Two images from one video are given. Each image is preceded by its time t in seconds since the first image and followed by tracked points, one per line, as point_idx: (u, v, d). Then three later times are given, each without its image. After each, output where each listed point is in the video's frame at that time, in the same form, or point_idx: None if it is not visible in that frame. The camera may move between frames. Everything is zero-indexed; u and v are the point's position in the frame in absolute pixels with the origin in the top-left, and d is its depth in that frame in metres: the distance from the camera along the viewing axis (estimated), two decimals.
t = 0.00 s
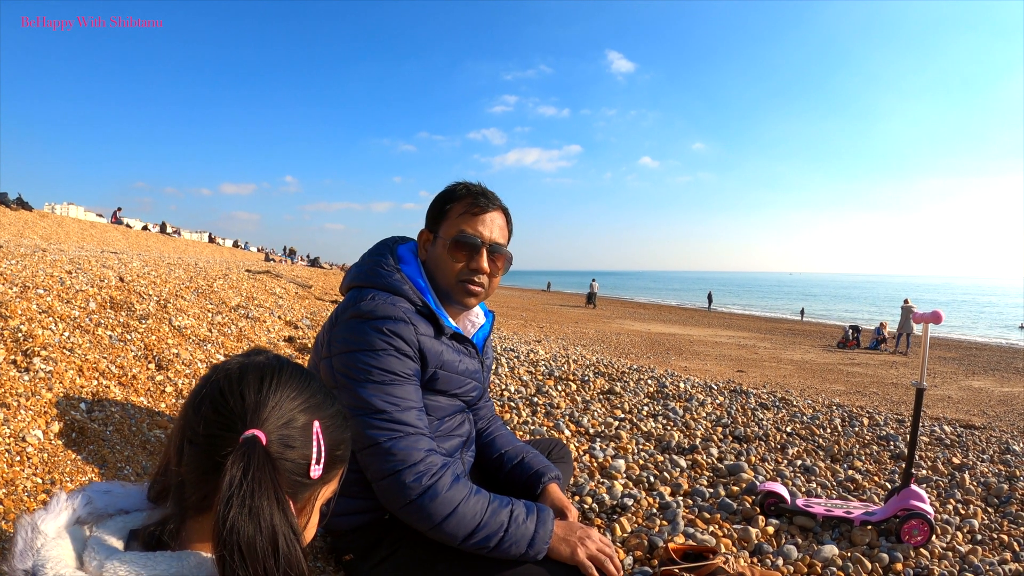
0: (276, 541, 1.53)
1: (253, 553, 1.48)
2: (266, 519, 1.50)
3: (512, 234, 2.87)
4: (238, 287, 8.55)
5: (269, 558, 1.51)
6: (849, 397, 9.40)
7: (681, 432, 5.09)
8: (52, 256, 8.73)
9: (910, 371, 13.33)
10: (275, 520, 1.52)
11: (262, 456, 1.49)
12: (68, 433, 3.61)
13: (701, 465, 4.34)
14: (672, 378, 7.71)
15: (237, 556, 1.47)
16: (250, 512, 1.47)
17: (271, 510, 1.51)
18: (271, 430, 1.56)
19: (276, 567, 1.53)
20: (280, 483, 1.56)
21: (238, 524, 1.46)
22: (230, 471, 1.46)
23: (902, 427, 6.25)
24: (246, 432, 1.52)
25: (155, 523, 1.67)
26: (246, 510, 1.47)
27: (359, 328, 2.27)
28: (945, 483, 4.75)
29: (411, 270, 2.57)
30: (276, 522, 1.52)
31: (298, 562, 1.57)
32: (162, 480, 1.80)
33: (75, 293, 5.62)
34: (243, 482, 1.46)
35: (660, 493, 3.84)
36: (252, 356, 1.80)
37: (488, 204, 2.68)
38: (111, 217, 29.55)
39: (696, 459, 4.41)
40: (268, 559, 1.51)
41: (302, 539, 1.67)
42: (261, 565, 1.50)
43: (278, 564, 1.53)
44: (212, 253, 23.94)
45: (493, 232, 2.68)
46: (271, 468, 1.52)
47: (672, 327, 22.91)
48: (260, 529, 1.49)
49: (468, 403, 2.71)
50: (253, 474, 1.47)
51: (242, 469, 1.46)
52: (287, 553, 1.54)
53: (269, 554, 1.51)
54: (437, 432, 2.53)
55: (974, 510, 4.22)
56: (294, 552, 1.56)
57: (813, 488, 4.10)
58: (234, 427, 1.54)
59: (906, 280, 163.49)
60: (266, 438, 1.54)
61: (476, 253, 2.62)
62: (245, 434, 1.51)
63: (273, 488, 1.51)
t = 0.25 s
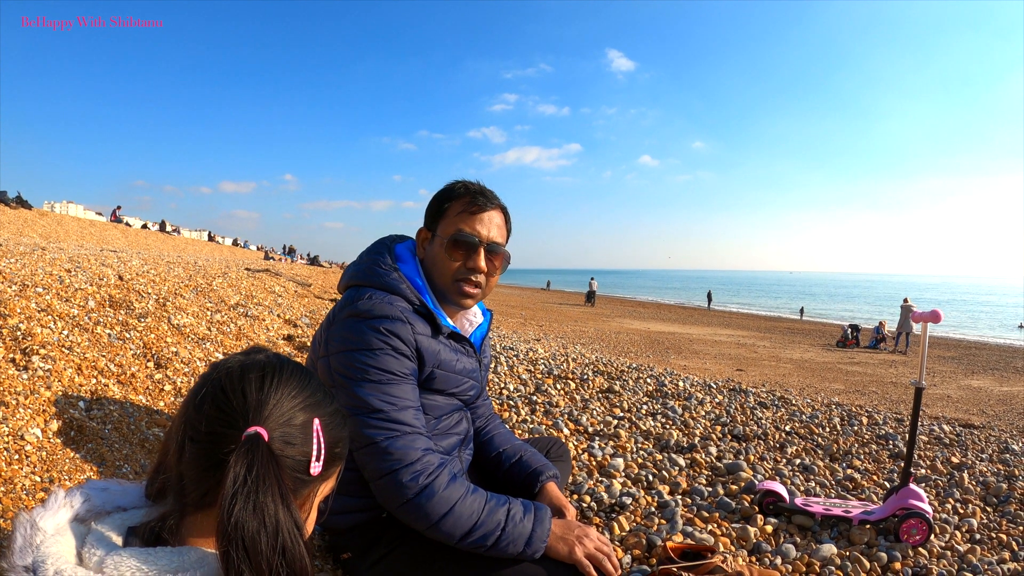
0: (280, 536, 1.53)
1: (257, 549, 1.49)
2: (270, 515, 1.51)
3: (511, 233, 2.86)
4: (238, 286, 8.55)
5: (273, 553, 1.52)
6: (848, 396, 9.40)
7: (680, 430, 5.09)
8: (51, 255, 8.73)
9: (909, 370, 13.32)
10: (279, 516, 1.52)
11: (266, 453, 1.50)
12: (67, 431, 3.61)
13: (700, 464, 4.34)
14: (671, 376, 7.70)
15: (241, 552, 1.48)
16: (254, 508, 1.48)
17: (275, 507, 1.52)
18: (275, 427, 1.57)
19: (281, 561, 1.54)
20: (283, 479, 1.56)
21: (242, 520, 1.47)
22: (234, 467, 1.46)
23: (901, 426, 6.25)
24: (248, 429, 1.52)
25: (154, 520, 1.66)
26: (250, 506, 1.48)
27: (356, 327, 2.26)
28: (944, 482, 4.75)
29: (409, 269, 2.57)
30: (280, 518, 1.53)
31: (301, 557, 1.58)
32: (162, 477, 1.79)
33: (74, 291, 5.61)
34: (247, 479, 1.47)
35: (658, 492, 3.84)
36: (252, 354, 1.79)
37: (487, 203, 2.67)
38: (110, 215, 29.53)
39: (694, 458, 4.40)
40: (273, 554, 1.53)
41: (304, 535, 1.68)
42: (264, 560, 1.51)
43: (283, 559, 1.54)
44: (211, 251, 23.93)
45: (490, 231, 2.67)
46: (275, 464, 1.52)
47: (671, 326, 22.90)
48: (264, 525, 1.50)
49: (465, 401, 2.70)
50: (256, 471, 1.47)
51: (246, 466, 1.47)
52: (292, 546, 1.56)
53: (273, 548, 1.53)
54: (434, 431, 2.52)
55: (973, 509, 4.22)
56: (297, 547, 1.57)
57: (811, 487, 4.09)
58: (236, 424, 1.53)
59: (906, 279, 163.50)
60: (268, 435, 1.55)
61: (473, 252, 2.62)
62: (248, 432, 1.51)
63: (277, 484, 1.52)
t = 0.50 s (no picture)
0: (285, 533, 1.53)
1: (262, 546, 1.49)
2: (275, 512, 1.51)
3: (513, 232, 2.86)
4: (237, 284, 8.54)
5: (278, 550, 1.52)
6: (848, 395, 9.39)
7: (680, 429, 5.08)
8: (50, 253, 8.71)
9: (909, 369, 13.32)
10: (284, 513, 1.52)
11: (270, 449, 1.49)
12: (66, 429, 3.60)
13: (700, 463, 4.33)
14: (671, 375, 7.70)
15: (246, 550, 1.47)
16: (259, 505, 1.48)
17: (280, 504, 1.51)
18: (280, 424, 1.57)
19: (286, 558, 1.54)
20: (288, 477, 1.56)
21: (247, 517, 1.47)
22: (238, 464, 1.45)
23: (901, 425, 6.24)
24: (251, 425, 1.51)
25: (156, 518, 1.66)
26: (255, 503, 1.48)
27: (357, 324, 2.26)
28: (944, 481, 4.74)
29: (410, 267, 2.56)
30: (285, 515, 1.53)
31: (306, 554, 1.58)
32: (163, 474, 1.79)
33: (73, 289, 5.61)
34: (251, 476, 1.46)
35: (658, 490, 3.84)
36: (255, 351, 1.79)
37: (489, 201, 2.67)
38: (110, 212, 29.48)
39: (694, 457, 4.40)
40: (279, 551, 1.52)
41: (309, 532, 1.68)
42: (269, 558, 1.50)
43: (289, 556, 1.54)
44: (211, 250, 23.91)
45: (493, 230, 2.67)
46: (280, 461, 1.52)
47: (671, 324, 22.89)
48: (269, 522, 1.50)
49: (465, 399, 2.70)
50: (261, 468, 1.47)
51: (250, 463, 1.46)
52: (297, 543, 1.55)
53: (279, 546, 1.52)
54: (434, 429, 2.52)
55: (973, 509, 4.21)
56: (303, 545, 1.57)
57: (812, 486, 4.09)
58: (239, 421, 1.53)
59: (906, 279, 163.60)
60: (272, 431, 1.54)
61: (476, 251, 2.62)
62: (252, 428, 1.50)
63: (282, 481, 1.51)
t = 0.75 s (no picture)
0: (288, 532, 1.53)
1: (265, 545, 1.49)
2: (277, 511, 1.51)
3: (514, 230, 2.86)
4: (237, 282, 8.54)
5: (281, 550, 1.52)
6: (848, 394, 9.39)
7: (680, 428, 5.08)
8: (50, 251, 8.71)
9: (909, 369, 13.32)
10: (286, 512, 1.52)
11: (272, 448, 1.49)
12: (66, 427, 3.60)
13: (700, 461, 4.33)
14: (671, 374, 7.70)
15: (248, 549, 1.47)
16: (261, 504, 1.48)
17: (283, 503, 1.52)
18: (281, 424, 1.57)
19: (288, 557, 1.54)
20: (290, 475, 1.56)
21: (250, 516, 1.47)
22: (240, 463, 1.45)
23: (901, 425, 6.24)
24: (252, 425, 1.51)
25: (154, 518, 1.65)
26: (258, 503, 1.47)
27: (358, 322, 2.26)
28: (944, 480, 4.75)
29: (411, 265, 2.56)
30: (288, 514, 1.53)
31: (308, 552, 1.58)
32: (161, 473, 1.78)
33: (73, 287, 5.60)
34: (254, 475, 1.46)
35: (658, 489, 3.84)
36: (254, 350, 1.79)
37: (491, 199, 2.67)
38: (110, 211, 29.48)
39: (694, 456, 4.40)
40: (281, 551, 1.52)
41: (311, 530, 1.68)
42: (271, 557, 1.50)
43: (291, 555, 1.54)
44: (211, 248, 23.91)
45: (495, 228, 2.67)
46: (282, 460, 1.52)
47: (671, 324, 22.90)
48: (272, 522, 1.50)
49: (465, 398, 2.70)
50: (264, 467, 1.47)
51: (252, 462, 1.46)
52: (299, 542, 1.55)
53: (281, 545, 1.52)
54: (434, 428, 2.52)
55: (972, 508, 4.21)
56: (305, 544, 1.57)
57: (811, 485, 4.09)
58: (239, 420, 1.53)
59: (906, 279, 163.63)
60: (273, 431, 1.54)
61: (478, 248, 2.61)
62: (253, 428, 1.50)
63: (285, 480, 1.51)
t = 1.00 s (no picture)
0: (287, 528, 1.53)
1: (263, 541, 1.48)
2: (277, 507, 1.50)
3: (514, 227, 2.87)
4: (237, 280, 8.53)
5: (281, 545, 1.52)
6: (848, 393, 9.40)
7: (680, 426, 5.08)
8: (50, 249, 8.70)
9: (908, 368, 13.33)
10: (286, 508, 1.52)
11: (271, 444, 1.49)
12: (65, 425, 3.59)
13: (700, 460, 4.33)
14: (671, 373, 7.70)
15: (247, 545, 1.47)
16: (260, 500, 1.47)
17: (282, 498, 1.51)
18: (279, 420, 1.56)
19: (286, 553, 1.53)
20: (290, 471, 1.56)
21: (249, 512, 1.46)
22: (239, 459, 1.45)
23: (901, 424, 6.24)
24: (251, 420, 1.51)
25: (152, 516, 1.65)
26: (256, 498, 1.47)
27: (358, 320, 2.25)
28: (943, 479, 4.75)
29: (412, 263, 2.56)
30: (287, 510, 1.53)
31: (307, 548, 1.58)
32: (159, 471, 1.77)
33: (73, 285, 5.60)
34: (252, 470, 1.46)
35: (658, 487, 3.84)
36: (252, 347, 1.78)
37: (492, 197, 2.67)
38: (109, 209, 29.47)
39: (694, 454, 4.40)
40: (280, 547, 1.52)
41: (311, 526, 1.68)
42: (270, 553, 1.50)
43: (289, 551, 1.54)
44: (210, 246, 23.90)
45: (497, 224, 2.67)
46: (281, 456, 1.52)
47: (671, 323, 22.90)
48: (271, 518, 1.49)
49: (465, 396, 2.69)
50: (263, 463, 1.47)
51: (251, 458, 1.46)
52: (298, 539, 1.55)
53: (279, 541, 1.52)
54: (434, 426, 2.51)
55: (972, 507, 4.21)
56: (304, 540, 1.57)
57: (811, 484, 4.09)
58: (237, 416, 1.52)
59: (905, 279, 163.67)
60: (272, 427, 1.54)
61: (481, 245, 2.61)
62: (252, 423, 1.50)
63: (284, 476, 1.51)
